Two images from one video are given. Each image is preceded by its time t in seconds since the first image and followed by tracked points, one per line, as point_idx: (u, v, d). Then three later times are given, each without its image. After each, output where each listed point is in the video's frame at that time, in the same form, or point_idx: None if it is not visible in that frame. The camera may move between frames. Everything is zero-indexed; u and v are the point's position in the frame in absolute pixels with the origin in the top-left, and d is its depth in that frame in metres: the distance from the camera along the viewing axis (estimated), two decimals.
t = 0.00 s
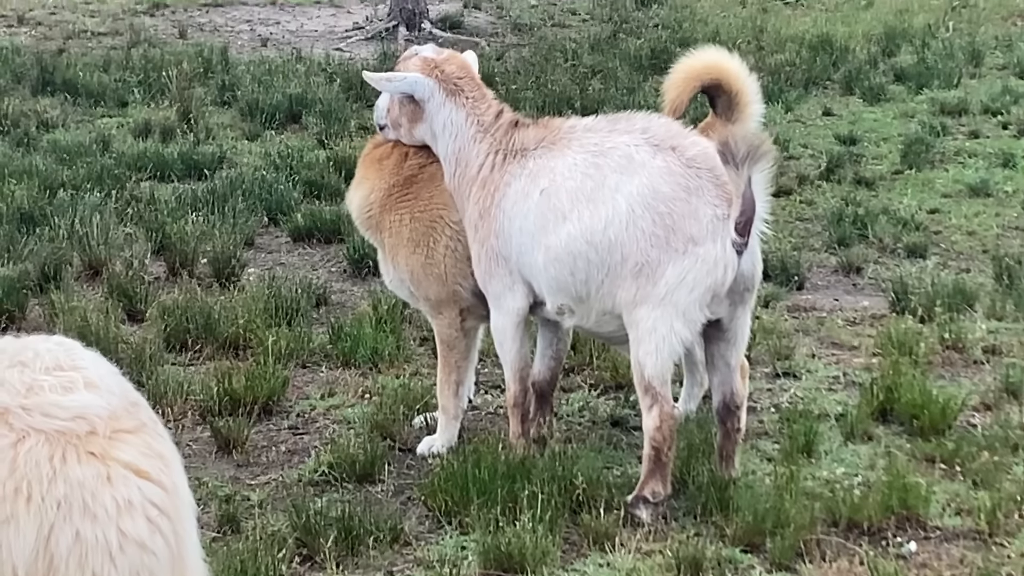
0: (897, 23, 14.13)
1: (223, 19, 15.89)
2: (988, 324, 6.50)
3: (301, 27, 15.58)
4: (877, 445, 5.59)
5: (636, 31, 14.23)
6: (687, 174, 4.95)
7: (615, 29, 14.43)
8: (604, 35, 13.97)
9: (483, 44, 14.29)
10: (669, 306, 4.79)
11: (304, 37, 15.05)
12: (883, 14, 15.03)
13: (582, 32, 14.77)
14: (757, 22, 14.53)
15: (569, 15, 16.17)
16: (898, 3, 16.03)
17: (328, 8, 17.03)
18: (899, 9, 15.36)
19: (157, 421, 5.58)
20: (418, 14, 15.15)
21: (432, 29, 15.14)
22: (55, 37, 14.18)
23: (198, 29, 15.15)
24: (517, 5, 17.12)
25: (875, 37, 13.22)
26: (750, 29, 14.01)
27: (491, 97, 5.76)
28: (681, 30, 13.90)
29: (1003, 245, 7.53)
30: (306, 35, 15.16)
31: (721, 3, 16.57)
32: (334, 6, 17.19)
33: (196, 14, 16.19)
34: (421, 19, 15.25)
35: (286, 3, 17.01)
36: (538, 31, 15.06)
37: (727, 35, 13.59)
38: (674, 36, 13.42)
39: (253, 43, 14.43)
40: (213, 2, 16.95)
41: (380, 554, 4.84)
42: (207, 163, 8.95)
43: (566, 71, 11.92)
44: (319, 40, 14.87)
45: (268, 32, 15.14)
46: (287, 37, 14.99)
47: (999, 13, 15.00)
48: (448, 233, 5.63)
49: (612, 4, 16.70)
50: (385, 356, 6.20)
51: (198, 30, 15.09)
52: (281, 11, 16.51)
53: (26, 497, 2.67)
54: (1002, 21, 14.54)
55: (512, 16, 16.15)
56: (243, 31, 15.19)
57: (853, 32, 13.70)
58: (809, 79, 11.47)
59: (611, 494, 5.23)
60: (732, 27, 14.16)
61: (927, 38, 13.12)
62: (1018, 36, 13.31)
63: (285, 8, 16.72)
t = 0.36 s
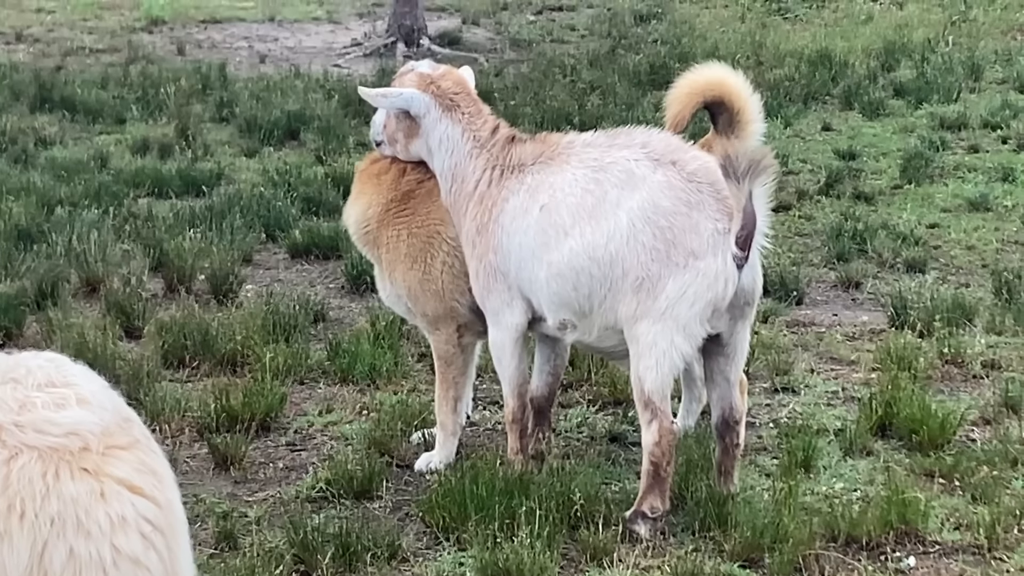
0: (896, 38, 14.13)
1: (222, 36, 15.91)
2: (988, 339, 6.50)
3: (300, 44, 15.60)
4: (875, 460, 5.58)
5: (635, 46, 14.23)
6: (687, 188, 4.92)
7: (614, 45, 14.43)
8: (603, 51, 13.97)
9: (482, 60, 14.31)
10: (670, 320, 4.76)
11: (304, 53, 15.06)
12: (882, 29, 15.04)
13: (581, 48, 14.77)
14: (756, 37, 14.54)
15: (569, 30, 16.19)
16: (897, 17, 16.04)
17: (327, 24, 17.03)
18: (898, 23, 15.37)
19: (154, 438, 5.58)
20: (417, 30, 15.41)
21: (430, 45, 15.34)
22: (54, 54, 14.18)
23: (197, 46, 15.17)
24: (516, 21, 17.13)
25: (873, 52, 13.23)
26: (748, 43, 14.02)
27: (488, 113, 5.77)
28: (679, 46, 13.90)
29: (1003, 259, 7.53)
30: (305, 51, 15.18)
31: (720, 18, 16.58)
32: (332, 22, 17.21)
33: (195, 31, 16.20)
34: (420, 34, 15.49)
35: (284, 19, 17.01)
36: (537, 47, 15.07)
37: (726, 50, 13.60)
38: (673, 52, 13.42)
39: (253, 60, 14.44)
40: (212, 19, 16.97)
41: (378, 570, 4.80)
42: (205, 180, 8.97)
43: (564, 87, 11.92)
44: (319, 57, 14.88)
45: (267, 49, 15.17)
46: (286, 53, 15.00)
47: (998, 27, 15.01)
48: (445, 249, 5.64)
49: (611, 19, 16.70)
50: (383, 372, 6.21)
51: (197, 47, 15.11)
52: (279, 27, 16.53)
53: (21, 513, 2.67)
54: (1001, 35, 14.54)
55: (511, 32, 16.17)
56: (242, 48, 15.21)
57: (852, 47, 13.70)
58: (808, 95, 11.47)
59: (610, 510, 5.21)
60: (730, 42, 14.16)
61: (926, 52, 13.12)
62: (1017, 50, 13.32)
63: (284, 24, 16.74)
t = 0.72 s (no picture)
0: (894, 55, 14.17)
1: (220, 55, 15.94)
2: (987, 355, 6.52)
3: (299, 62, 15.63)
4: (875, 477, 5.58)
5: (634, 64, 14.25)
6: (685, 207, 4.90)
7: (613, 63, 14.46)
8: (602, 68, 13.99)
9: (481, 79, 14.34)
10: (667, 337, 4.75)
11: (303, 72, 15.09)
12: (880, 45, 15.09)
13: (579, 66, 14.79)
14: (754, 54, 14.58)
15: (567, 48, 16.22)
16: (894, 34, 16.09)
17: (325, 42, 17.06)
18: (896, 40, 15.41)
19: (154, 456, 5.58)
20: (416, 48, 15.49)
21: (430, 62, 15.37)
22: (53, 74, 14.21)
23: (196, 65, 15.20)
24: (515, 38, 17.16)
25: (871, 68, 13.27)
26: (747, 61, 14.06)
27: (484, 132, 5.78)
28: (678, 63, 13.93)
29: (1001, 276, 7.56)
30: (303, 70, 15.21)
31: (718, 36, 16.63)
32: (331, 40, 17.25)
33: (194, 50, 16.23)
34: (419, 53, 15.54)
35: (282, 37, 17.04)
36: (536, 64, 15.10)
37: (724, 67, 13.64)
38: (672, 69, 13.45)
39: (251, 79, 14.46)
40: (211, 38, 17.01)
41: None
42: (205, 198, 8.99)
43: (563, 105, 11.94)
44: (318, 75, 14.90)
45: (266, 67, 15.20)
46: (285, 72, 15.03)
47: (996, 44, 15.06)
48: (444, 267, 5.65)
49: (610, 36, 16.73)
50: (383, 391, 6.22)
51: (196, 66, 15.13)
52: (278, 46, 16.56)
53: (17, 534, 2.70)
54: (998, 52, 14.59)
55: (510, 49, 16.21)
56: (241, 66, 15.23)
57: (850, 64, 13.74)
58: (806, 112, 11.50)
59: (610, 526, 5.18)
60: (728, 59, 14.20)
61: (924, 69, 13.15)
62: (1014, 67, 13.36)
63: (283, 43, 16.77)
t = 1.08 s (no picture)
0: (893, 66, 14.18)
1: (220, 67, 15.96)
2: (986, 366, 6.52)
3: (299, 75, 15.65)
4: (875, 488, 5.58)
5: (633, 75, 14.26)
6: (682, 218, 4.90)
7: (613, 74, 14.48)
8: (601, 80, 14.00)
9: (481, 90, 14.36)
10: (665, 349, 4.75)
11: (303, 84, 15.11)
12: (879, 56, 15.10)
13: (579, 77, 14.80)
14: (753, 66, 14.60)
15: (567, 60, 16.23)
16: (893, 45, 16.12)
17: (325, 54, 17.08)
18: (895, 51, 15.42)
19: (153, 469, 5.57)
20: (415, 60, 15.52)
21: (429, 74, 15.39)
22: (53, 87, 14.23)
23: (196, 77, 15.22)
24: (514, 49, 17.18)
25: (871, 79, 13.28)
26: (746, 72, 14.08)
27: (481, 143, 5.78)
28: (677, 75, 13.95)
29: (1001, 286, 7.56)
30: (303, 82, 15.22)
31: (717, 47, 16.65)
32: (330, 52, 17.28)
33: (193, 62, 16.25)
34: (419, 64, 15.57)
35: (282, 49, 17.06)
36: (535, 76, 15.11)
37: (723, 78, 13.66)
38: (671, 80, 13.46)
39: (251, 91, 14.47)
40: (210, 50, 17.02)
41: None
42: (205, 211, 9.00)
43: (563, 116, 11.95)
44: (318, 87, 14.91)
45: (266, 79, 15.22)
46: (285, 84, 15.04)
47: (995, 54, 15.08)
48: (443, 279, 5.65)
49: (609, 47, 16.74)
50: (382, 403, 6.22)
51: (196, 78, 15.15)
52: (278, 58, 16.58)
53: (21, 553, 2.79)
54: (998, 62, 14.60)
55: (509, 61, 16.22)
56: (241, 79, 15.25)
57: (850, 74, 13.75)
58: (806, 122, 11.51)
59: (610, 538, 5.16)
60: (727, 70, 14.22)
61: (924, 79, 13.16)
62: (1014, 77, 13.37)
63: (282, 55, 16.80)
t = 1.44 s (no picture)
0: (895, 72, 14.19)
1: (222, 74, 15.97)
2: (988, 372, 6.52)
3: (301, 82, 15.66)
4: (877, 494, 5.58)
5: (635, 82, 14.27)
6: (683, 225, 4.90)
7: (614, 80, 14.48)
8: (602, 87, 14.00)
9: (482, 97, 14.36)
10: (666, 354, 4.74)
11: (305, 91, 15.12)
12: (881, 63, 15.11)
13: (580, 84, 14.81)
14: (755, 72, 14.60)
15: (569, 66, 16.24)
16: (895, 51, 16.12)
17: (327, 61, 17.08)
18: (897, 58, 15.43)
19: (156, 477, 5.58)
20: (417, 67, 15.54)
21: (431, 81, 15.40)
22: (55, 94, 14.24)
23: (198, 85, 15.24)
24: (516, 56, 17.18)
25: (872, 86, 13.28)
26: (748, 78, 14.09)
27: (482, 151, 5.79)
28: (679, 82, 13.95)
29: (1002, 292, 7.57)
30: (305, 89, 15.23)
31: (718, 54, 16.66)
32: (332, 59, 17.29)
33: (195, 70, 16.26)
34: (420, 71, 15.58)
35: (284, 57, 17.07)
36: (537, 83, 15.12)
37: (724, 85, 13.66)
38: (673, 87, 13.47)
39: (253, 99, 14.48)
40: (212, 58, 17.03)
41: None
42: (207, 219, 9.01)
43: (564, 123, 11.95)
44: (320, 94, 14.92)
45: (267, 87, 15.23)
46: (287, 91, 15.05)
47: (996, 61, 15.08)
48: (445, 287, 5.66)
49: (611, 54, 16.74)
50: (384, 410, 6.23)
51: (198, 86, 15.16)
52: (280, 65, 16.60)
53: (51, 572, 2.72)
54: (999, 69, 14.61)
55: (511, 68, 16.23)
56: (243, 86, 15.26)
57: (851, 81, 13.76)
58: (807, 128, 11.51)
59: (612, 545, 5.15)
60: (729, 77, 14.23)
61: (925, 86, 13.17)
62: (1016, 84, 13.37)
63: (284, 62, 16.81)
